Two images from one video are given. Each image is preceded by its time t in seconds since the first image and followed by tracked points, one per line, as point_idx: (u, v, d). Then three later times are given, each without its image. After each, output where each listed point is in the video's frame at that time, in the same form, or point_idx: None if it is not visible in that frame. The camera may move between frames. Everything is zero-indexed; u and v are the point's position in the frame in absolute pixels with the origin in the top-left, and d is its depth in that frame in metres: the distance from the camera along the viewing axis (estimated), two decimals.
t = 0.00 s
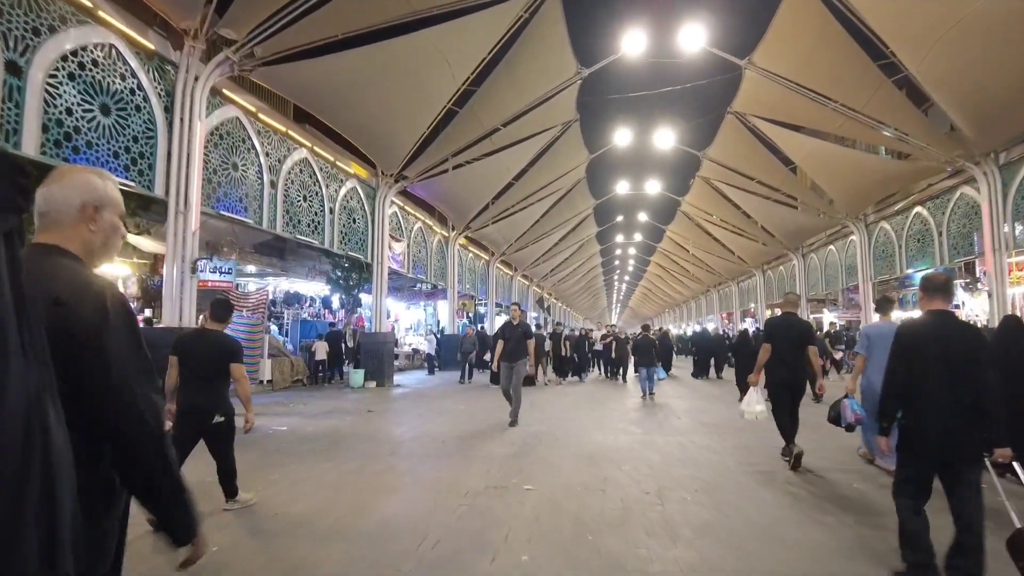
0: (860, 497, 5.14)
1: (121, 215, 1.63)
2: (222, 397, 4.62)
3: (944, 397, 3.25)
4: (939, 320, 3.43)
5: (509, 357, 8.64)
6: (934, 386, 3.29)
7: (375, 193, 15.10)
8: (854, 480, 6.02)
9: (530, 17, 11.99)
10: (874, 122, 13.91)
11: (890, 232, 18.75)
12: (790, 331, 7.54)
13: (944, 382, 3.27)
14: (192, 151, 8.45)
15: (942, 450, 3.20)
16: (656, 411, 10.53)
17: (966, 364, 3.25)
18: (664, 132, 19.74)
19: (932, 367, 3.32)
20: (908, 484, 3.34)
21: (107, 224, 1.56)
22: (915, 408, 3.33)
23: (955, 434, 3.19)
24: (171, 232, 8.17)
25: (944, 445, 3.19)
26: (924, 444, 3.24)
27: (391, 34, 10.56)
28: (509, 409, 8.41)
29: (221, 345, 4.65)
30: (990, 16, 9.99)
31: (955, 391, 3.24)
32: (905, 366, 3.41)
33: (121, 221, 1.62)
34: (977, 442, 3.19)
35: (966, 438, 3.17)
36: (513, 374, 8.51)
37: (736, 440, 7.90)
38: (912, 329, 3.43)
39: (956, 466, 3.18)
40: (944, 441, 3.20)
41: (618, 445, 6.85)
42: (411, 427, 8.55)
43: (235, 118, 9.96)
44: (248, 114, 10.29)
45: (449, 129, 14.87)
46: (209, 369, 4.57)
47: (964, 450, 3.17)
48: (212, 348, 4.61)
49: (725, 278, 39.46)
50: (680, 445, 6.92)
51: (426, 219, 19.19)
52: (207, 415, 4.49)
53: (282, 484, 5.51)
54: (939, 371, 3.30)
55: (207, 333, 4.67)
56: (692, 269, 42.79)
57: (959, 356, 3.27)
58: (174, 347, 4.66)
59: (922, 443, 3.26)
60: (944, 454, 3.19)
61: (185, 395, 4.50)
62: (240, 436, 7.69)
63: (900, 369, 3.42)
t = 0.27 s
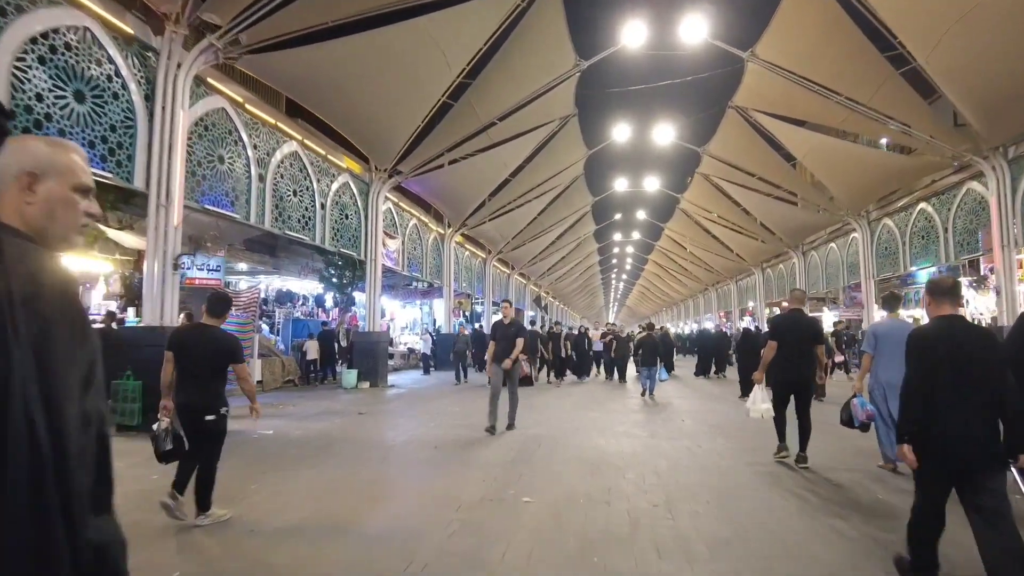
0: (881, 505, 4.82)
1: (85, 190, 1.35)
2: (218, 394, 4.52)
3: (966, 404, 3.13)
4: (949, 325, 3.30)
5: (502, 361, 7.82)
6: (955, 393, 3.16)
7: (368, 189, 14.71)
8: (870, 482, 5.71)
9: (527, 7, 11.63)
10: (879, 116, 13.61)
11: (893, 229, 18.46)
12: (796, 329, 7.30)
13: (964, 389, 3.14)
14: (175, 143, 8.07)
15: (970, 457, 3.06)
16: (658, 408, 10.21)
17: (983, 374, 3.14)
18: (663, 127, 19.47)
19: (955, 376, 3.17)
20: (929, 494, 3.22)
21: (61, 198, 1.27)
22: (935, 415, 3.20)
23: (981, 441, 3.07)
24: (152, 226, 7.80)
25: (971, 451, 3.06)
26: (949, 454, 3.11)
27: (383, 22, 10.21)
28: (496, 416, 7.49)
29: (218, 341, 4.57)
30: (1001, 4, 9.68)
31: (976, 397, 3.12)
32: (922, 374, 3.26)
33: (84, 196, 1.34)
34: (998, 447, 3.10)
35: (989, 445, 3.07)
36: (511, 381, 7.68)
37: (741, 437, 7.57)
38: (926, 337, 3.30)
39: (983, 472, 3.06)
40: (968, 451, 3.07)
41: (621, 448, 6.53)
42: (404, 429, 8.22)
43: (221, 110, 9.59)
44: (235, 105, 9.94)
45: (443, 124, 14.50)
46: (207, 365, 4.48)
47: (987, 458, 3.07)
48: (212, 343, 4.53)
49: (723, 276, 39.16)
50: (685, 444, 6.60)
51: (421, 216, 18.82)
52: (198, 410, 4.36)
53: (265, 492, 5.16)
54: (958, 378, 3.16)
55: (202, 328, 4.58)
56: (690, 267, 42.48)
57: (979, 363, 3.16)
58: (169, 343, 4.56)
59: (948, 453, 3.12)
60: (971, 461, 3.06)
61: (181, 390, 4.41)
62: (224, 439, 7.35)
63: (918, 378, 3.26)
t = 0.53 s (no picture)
0: (897, 517, 4.50)
1: (35, 186, 1.28)
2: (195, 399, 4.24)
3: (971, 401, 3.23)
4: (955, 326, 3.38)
5: (476, 362, 6.92)
6: (961, 390, 3.25)
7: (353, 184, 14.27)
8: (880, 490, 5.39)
9: None
10: (878, 110, 13.30)
11: (888, 226, 18.22)
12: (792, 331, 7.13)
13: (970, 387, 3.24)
14: (144, 132, 7.61)
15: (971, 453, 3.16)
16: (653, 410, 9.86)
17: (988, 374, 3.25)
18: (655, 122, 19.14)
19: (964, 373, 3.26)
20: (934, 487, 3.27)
21: None
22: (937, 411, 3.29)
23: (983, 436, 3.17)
24: (117, 220, 7.33)
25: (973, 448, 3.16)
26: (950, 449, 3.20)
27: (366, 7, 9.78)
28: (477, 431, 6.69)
29: (195, 343, 4.26)
30: None
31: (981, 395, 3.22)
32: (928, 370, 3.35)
33: (26, 195, 1.26)
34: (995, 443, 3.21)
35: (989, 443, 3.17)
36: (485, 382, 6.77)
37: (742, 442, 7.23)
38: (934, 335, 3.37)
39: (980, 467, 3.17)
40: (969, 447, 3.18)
41: (616, 454, 6.15)
42: (388, 434, 7.83)
43: (195, 98, 9.13)
44: (210, 93, 9.48)
45: (429, 117, 14.07)
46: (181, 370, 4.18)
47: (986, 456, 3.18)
48: (185, 348, 4.21)
49: (716, 275, 38.85)
50: (684, 450, 6.26)
51: (410, 212, 18.38)
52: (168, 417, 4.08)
53: (233, 506, 4.76)
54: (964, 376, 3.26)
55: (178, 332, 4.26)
56: (682, 266, 42.17)
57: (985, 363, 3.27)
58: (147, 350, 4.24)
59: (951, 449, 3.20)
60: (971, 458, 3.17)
61: (162, 397, 4.15)
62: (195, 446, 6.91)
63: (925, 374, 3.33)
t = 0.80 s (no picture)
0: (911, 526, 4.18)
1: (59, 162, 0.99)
2: (172, 398, 4.03)
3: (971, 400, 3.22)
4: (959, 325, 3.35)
5: (451, 365, 6.04)
6: (962, 390, 3.25)
7: (338, 179, 13.87)
8: (887, 496, 5.09)
9: None
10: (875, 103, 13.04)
11: (884, 223, 17.99)
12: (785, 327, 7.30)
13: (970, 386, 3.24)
14: (109, 118, 7.18)
15: (972, 452, 3.17)
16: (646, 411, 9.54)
17: (989, 370, 3.23)
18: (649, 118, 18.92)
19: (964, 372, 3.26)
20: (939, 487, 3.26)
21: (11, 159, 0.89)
22: (940, 410, 3.28)
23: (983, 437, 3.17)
24: (81, 211, 6.93)
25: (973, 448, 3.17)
26: (950, 448, 3.21)
27: None
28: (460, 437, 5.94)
29: (163, 339, 4.04)
30: None
31: (982, 395, 3.21)
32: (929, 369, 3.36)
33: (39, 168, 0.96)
34: (999, 443, 3.20)
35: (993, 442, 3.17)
36: (460, 388, 5.86)
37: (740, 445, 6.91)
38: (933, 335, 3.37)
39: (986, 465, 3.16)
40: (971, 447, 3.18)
41: (609, 458, 5.80)
42: (370, 438, 7.46)
43: (168, 86, 8.71)
44: (185, 81, 9.12)
45: (416, 111, 13.70)
46: (151, 369, 3.95)
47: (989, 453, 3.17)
48: (153, 343, 3.98)
49: (708, 274, 38.62)
50: (679, 454, 5.94)
51: (398, 210, 17.99)
52: (147, 417, 3.90)
53: (193, 518, 4.38)
54: (963, 376, 3.25)
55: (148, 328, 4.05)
56: (674, 265, 41.92)
57: (985, 362, 3.25)
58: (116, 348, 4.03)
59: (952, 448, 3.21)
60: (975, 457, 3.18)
61: (132, 394, 3.94)
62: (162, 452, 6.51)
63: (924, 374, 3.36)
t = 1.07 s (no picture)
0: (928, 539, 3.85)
1: None
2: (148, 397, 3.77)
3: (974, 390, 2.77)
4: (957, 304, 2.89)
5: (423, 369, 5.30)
6: (962, 378, 2.79)
7: (323, 173, 13.48)
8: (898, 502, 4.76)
9: None
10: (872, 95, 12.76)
11: (881, 219, 17.74)
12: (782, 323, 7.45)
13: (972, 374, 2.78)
14: (71, 103, 6.78)
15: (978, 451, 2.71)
16: (639, 411, 9.19)
17: (992, 355, 2.78)
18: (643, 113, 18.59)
19: (964, 357, 2.79)
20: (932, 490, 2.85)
21: None
22: (935, 402, 2.83)
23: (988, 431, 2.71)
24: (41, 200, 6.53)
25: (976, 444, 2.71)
26: (953, 446, 2.75)
27: None
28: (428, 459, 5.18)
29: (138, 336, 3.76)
30: None
31: (985, 383, 2.76)
32: (923, 353, 2.87)
33: None
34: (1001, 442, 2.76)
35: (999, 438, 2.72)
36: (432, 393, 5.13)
37: (739, 447, 6.57)
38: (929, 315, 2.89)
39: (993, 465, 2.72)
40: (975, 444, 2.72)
41: (603, 462, 5.45)
42: (349, 441, 7.08)
43: (138, 71, 8.40)
44: (157, 67, 8.76)
45: (401, 102, 13.31)
46: (122, 367, 3.66)
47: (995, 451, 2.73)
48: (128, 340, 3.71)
49: (702, 271, 38.37)
50: (676, 458, 5.58)
51: (387, 205, 17.59)
52: (125, 417, 3.63)
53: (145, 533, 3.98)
54: (965, 364, 2.79)
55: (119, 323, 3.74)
56: (668, 263, 41.68)
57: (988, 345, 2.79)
58: (83, 345, 3.73)
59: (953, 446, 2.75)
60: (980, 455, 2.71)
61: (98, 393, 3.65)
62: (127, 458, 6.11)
63: (918, 360, 2.86)
